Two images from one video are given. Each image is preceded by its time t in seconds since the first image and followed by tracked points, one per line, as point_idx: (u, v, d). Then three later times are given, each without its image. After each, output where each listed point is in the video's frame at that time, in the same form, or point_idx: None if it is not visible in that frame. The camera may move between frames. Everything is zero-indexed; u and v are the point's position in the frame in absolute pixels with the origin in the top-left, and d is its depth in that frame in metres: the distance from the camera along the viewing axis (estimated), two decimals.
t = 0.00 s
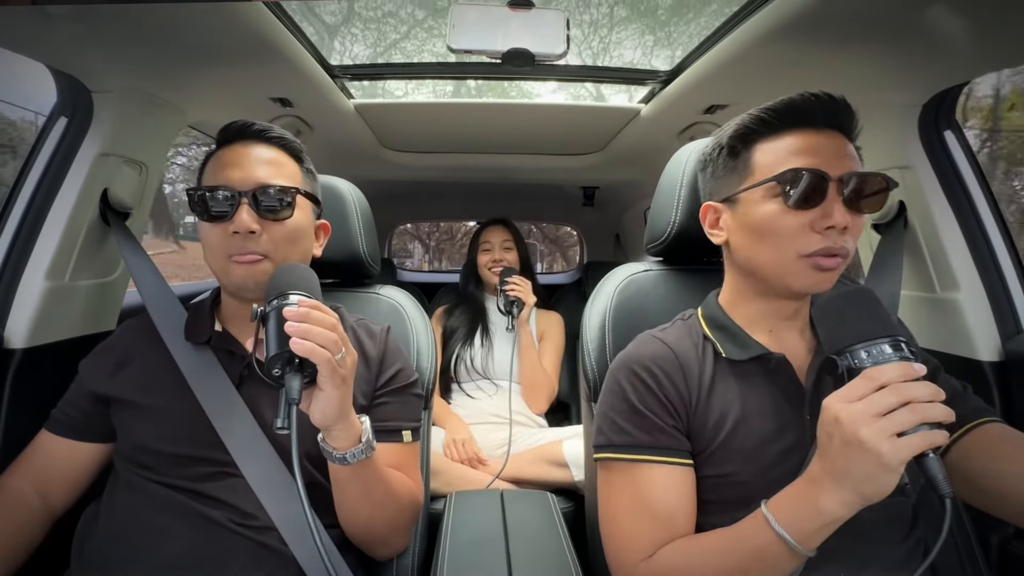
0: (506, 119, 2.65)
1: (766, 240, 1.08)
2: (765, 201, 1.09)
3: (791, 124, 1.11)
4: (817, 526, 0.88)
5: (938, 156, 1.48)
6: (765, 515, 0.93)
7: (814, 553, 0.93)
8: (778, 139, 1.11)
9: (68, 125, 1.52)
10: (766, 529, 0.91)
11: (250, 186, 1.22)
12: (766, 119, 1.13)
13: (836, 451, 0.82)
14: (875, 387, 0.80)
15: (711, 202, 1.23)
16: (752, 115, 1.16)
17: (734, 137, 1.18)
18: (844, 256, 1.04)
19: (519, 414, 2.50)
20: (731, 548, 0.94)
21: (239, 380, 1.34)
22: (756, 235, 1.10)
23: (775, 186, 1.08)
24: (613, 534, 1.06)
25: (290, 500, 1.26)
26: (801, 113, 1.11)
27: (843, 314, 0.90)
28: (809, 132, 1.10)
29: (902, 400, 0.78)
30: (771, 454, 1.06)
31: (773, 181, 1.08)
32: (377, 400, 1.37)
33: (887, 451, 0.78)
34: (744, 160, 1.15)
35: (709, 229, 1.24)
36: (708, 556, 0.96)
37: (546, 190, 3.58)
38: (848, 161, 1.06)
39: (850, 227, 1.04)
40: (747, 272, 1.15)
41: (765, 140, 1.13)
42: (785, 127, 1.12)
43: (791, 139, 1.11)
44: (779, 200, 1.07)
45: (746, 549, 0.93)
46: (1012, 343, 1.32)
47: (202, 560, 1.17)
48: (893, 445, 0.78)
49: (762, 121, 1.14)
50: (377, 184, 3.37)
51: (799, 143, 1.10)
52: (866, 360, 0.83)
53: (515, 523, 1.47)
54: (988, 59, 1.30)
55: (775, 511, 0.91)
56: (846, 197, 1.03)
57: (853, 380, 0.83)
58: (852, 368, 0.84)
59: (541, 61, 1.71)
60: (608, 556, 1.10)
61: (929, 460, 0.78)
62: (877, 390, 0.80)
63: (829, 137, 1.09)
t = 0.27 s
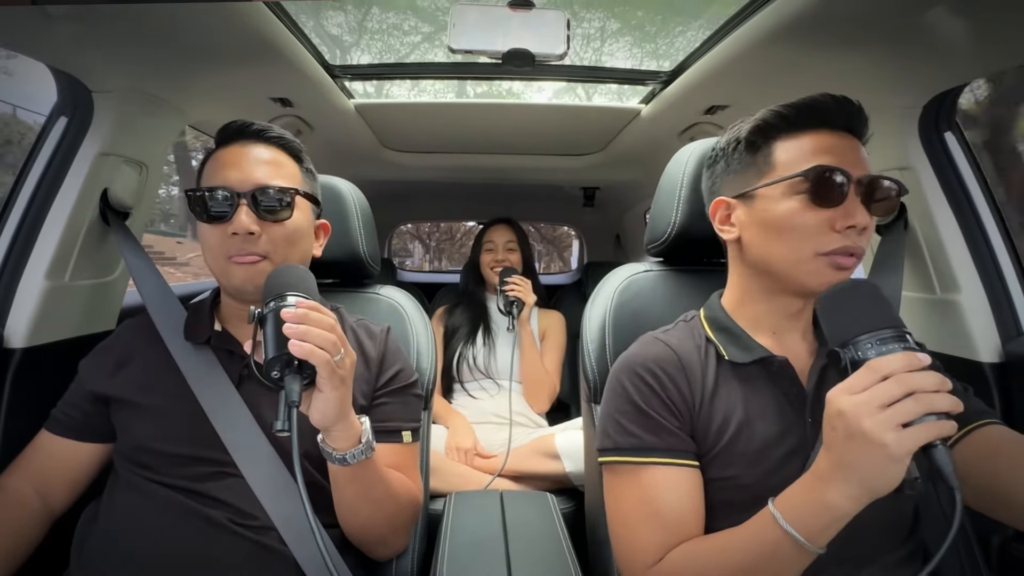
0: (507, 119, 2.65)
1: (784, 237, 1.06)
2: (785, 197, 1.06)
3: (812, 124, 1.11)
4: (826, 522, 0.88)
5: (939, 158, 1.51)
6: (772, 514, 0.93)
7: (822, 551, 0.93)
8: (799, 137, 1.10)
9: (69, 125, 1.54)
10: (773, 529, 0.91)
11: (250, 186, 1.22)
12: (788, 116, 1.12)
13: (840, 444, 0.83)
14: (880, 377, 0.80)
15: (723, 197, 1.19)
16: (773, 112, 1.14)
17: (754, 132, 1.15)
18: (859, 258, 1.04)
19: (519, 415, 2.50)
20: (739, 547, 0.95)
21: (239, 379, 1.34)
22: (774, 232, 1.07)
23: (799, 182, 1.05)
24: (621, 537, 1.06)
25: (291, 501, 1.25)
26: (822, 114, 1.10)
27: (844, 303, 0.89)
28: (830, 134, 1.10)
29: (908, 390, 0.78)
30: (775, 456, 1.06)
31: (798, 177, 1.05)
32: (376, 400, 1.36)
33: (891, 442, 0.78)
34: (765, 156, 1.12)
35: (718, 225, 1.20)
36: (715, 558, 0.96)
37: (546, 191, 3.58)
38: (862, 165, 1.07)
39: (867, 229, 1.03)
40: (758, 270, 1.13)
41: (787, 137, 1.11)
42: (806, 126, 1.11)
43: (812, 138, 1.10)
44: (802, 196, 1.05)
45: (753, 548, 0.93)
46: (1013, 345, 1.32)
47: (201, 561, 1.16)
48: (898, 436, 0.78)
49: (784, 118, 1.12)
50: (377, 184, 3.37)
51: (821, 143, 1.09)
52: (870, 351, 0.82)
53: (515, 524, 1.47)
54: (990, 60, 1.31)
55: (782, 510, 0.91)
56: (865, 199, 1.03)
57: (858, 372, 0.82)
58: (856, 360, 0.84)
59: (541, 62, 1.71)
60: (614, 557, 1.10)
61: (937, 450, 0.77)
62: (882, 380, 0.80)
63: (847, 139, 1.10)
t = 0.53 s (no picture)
0: (507, 118, 2.65)
1: (819, 236, 1.05)
2: (822, 197, 1.05)
3: (844, 124, 1.09)
4: (826, 520, 0.88)
5: (939, 158, 1.51)
6: (772, 513, 0.93)
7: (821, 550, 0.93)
8: (834, 135, 1.08)
9: (67, 123, 1.54)
10: (773, 528, 0.92)
11: (249, 185, 1.22)
12: (822, 113, 1.10)
13: (841, 445, 0.84)
14: (883, 378, 0.80)
15: (750, 191, 1.14)
16: (806, 107, 1.11)
17: (787, 125, 1.11)
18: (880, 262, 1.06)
19: (519, 413, 2.51)
20: (739, 547, 0.95)
21: (238, 377, 1.34)
22: (809, 231, 1.05)
23: (840, 182, 1.04)
24: (621, 536, 1.06)
25: (291, 499, 1.25)
26: (853, 115, 1.10)
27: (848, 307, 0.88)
28: (857, 135, 1.09)
29: (910, 392, 0.78)
30: (776, 456, 1.06)
31: (840, 177, 1.04)
32: (376, 398, 1.36)
33: (892, 444, 0.79)
34: (800, 151, 1.09)
35: (743, 219, 1.15)
36: (715, 559, 0.96)
37: (546, 189, 3.58)
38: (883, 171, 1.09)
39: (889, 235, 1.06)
40: (783, 268, 1.10)
41: (820, 133, 1.08)
42: (840, 125, 1.09)
43: (846, 137, 1.08)
44: (842, 197, 1.04)
45: (753, 547, 0.93)
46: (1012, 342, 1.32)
47: (202, 559, 1.17)
48: (899, 438, 0.79)
49: (819, 115, 1.10)
50: (377, 182, 3.37)
51: (853, 143, 1.08)
52: (872, 353, 0.81)
53: (514, 523, 1.47)
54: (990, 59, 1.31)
55: (782, 509, 0.92)
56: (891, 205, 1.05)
57: (861, 374, 0.82)
58: (858, 362, 0.83)
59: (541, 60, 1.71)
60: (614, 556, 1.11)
61: (938, 453, 0.77)
62: (884, 381, 0.80)
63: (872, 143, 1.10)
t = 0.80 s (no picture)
0: (508, 117, 2.65)
1: (822, 233, 1.04)
2: (827, 194, 1.04)
3: (851, 122, 1.09)
4: (829, 521, 0.88)
5: (940, 156, 1.51)
6: (776, 513, 0.93)
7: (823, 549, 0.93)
8: (840, 133, 1.08)
9: (68, 123, 1.54)
10: (777, 527, 0.92)
11: (250, 184, 1.22)
12: (828, 111, 1.10)
13: (848, 446, 0.84)
14: (892, 384, 0.81)
15: (754, 187, 1.14)
16: (812, 106, 1.11)
17: (793, 122, 1.11)
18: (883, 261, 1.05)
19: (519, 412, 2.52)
20: (741, 546, 0.95)
21: (239, 378, 1.34)
22: (812, 228, 1.05)
23: (846, 180, 1.03)
24: (619, 534, 1.05)
25: (292, 500, 1.25)
26: (859, 115, 1.10)
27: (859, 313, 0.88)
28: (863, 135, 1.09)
29: (917, 398, 0.79)
30: (775, 455, 1.06)
31: (845, 174, 1.03)
32: (376, 398, 1.36)
33: (901, 446, 0.80)
34: (805, 148, 1.09)
35: (745, 215, 1.15)
36: (715, 557, 0.96)
37: (546, 188, 3.58)
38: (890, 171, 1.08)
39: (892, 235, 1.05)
40: (786, 265, 1.10)
41: (825, 131, 1.08)
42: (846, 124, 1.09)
43: (853, 135, 1.08)
44: (847, 195, 1.03)
45: (755, 547, 0.93)
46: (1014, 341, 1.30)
47: (203, 558, 1.17)
48: (907, 441, 0.79)
49: (824, 112, 1.10)
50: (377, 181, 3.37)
51: (859, 142, 1.08)
52: (881, 360, 0.82)
53: (516, 522, 1.47)
54: (991, 57, 1.31)
55: (786, 509, 0.92)
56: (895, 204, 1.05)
57: (870, 379, 0.83)
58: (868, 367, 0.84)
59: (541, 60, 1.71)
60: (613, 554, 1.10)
61: (940, 458, 0.79)
62: (893, 387, 0.81)
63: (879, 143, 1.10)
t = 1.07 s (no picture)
0: (507, 118, 2.65)
1: (821, 234, 1.05)
2: (825, 195, 1.05)
3: (845, 124, 1.10)
4: (828, 522, 0.89)
5: (937, 157, 1.52)
6: (777, 513, 0.93)
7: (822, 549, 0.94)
8: (835, 135, 1.09)
9: (67, 123, 1.53)
10: (777, 527, 0.92)
11: (248, 185, 1.22)
12: (822, 113, 1.11)
13: (852, 449, 0.85)
14: (894, 390, 0.82)
15: (752, 189, 1.14)
16: (806, 108, 1.12)
17: (788, 124, 1.12)
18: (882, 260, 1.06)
19: (518, 412, 2.54)
20: (742, 548, 0.95)
21: (239, 378, 1.34)
22: (811, 229, 1.05)
23: (844, 180, 1.04)
24: (616, 534, 1.05)
25: (291, 501, 1.25)
26: (852, 116, 1.11)
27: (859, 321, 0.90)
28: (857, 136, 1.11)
29: (919, 403, 0.81)
30: (773, 456, 1.06)
31: (843, 175, 1.04)
32: (375, 399, 1.36)
33: (903, 451, 0.81)
34: (802, 150, 1.09)
35: (744, 218, 1.15)
36: (715, 558, 0.96)
37: (546, 189, 3.58)
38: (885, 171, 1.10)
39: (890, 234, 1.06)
40: (785, 266, 1.10)
41: (821, 133, 1.09)
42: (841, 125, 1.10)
43: (847, 137, 1.09)
44: (844, 195, 1.04)
45: (754, 547, 0.93)
46: (1012, 341, 1.32)
47: (203, 559, 1.17)
48: (909, 446, 0.81)
49: (819, 114, 1.11)
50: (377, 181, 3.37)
51: (853, 143, 1.09)
52: (883, 366, 0.84)
53: (515, 522, 1.47)
54: (989, 59, 1.31)
55: (787, 509, 0.92)
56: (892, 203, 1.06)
57: (873, 385, 0.84)
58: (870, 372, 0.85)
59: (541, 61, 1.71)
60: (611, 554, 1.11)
61: (937, 463, 0.80)
62: (895, 393, 0.82)
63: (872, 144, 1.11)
